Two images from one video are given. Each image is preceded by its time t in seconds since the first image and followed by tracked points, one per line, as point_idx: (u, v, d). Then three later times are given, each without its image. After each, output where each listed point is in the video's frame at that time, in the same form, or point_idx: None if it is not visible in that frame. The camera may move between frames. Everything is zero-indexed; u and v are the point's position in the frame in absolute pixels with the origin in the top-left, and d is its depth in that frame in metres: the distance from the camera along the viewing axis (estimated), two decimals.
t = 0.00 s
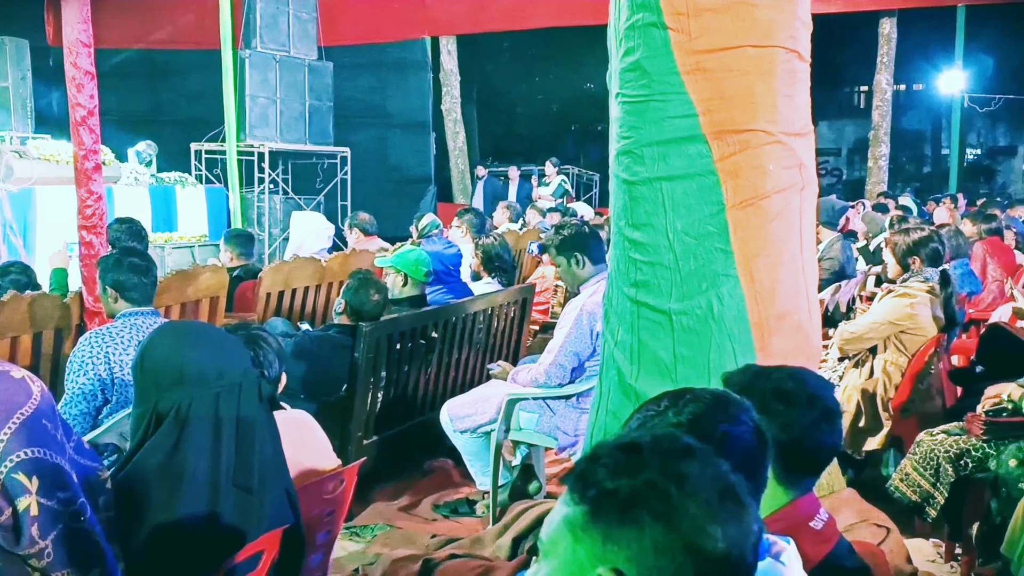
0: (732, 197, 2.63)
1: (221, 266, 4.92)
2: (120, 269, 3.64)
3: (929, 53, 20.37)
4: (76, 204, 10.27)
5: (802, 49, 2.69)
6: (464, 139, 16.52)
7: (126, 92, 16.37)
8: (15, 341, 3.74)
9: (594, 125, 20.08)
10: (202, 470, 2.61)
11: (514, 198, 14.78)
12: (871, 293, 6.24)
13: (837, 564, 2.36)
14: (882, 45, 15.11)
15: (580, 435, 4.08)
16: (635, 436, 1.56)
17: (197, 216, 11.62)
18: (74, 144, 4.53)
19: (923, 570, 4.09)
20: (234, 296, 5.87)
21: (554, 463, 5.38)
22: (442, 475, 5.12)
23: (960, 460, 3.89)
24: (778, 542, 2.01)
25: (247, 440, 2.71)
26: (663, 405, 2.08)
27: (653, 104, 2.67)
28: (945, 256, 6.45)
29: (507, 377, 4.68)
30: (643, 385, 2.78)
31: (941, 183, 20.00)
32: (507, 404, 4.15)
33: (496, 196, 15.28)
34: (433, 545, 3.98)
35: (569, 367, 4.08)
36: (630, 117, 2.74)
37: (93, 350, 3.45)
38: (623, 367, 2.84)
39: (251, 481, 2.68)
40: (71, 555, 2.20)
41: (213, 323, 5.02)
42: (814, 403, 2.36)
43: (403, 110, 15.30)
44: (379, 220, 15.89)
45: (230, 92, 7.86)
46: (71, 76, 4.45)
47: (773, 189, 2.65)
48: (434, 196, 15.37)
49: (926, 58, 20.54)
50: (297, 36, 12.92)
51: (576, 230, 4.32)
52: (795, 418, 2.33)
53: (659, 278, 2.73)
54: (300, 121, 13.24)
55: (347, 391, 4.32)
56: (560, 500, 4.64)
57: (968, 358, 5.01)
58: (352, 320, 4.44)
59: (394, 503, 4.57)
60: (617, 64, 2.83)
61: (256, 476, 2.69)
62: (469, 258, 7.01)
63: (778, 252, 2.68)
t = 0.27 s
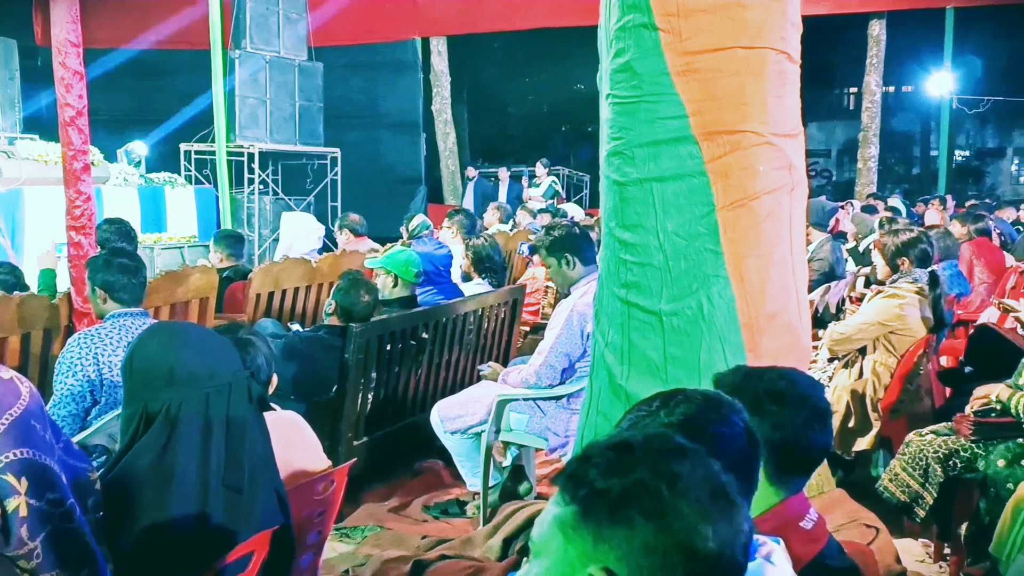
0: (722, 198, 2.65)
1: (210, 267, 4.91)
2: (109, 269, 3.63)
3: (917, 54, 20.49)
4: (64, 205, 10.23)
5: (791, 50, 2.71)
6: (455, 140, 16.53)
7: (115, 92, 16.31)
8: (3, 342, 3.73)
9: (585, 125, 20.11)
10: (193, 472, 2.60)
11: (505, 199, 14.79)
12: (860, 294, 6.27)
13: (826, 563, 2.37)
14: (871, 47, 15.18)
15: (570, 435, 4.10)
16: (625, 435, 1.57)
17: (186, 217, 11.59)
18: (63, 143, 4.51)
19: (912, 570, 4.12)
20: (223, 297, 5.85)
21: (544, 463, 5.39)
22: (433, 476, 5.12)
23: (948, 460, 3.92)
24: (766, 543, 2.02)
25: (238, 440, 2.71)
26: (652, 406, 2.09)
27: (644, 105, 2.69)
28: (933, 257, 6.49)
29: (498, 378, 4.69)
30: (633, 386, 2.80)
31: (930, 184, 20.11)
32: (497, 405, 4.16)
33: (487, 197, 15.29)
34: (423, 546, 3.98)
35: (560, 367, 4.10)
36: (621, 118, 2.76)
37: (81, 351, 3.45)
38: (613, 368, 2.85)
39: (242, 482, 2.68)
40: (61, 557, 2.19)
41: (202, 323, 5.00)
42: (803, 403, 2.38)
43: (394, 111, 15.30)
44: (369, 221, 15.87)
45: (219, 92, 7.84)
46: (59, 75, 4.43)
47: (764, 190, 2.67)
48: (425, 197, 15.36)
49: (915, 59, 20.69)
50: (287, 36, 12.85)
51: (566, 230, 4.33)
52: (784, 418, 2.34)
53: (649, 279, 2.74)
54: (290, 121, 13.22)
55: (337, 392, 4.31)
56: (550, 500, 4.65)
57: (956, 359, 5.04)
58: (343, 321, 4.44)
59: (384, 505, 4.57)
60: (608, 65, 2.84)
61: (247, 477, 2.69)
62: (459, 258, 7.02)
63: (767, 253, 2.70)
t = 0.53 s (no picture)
0: (719, 197, 2.65)
1: (205, 267, 4.90)
2: (104, 270, 3.62)
3: (912, 55, 20.53)
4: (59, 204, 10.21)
5: (788, 50, 2.70)
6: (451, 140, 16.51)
7: (110, 93, 16.28)
8: None
9: (581, 126, 20.11)
10: (189, 472, 2.59)
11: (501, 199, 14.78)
12: (855, 294, 6.27)
13: (823, 563, 2.37)
14: (867, 47, 15.19)
15: (567, 436, 4.06)
16: (623, 435, 1.56)
17: (182, 217, 11.57)
18: (58, 143, 4.50)
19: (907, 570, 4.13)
20: (219, 297, 5.84)
21: (541, 463, 5.39)
22: (430, 476, 5.12)
23: (944, 459, 3.93)
24: (764, 542, 2.02)
25: (234, 440, 2.70)
26: (649, 406, 2.09)
27: (641, 105, 2.69)
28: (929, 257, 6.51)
29: (494, 379, 4.68)
30: (631, 385, 2.79)
31: (925, 184, 20.14)
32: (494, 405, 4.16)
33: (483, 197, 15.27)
34: (420, 546, 3.98)
35: (556, 367, 4.11)
36: (618, 117, 2.76)
37: (77, 351, 3.44)
38: (610, 367, 2.85)
39: (238, 482, 2.67)
40: (57, 557, 2.18)
41: (198, 323, 4.99)
42: (799, 402, 2.38)
43: (389, 110, 15.28)
44: (365, 221, 15.85)
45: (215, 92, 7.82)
46: (55, 75, 4.43)
47: (760, 190, 2.67)
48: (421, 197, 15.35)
49: (910, 60, 20.71)
50: (282, 35, 12.83)
51: (563, 230, 4.33)
52: (781, 418, 2.34)
53: (646, 278, 2.74)
54: (286, 121, 13.20)
55: (333, 391, 4.31)
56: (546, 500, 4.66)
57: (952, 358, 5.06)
58: (341, 320, 4.43)
59: (381, 505, 4.57)
60: (605, 65, 2.84)
61: (244, 477, 2.68)
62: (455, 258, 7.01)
63: (764, 252, 2.70)
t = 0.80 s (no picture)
0: (722, 192, 2.64)
1: (208, 262, 4.91)
2: (107, 264, 3.61)
3: (915, 49, 20.48)
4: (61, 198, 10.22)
5: (791, 44, 2.69)
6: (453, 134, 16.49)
7: (112, 87, 16.27)
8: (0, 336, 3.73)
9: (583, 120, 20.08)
10: (191, 466, 2.59)
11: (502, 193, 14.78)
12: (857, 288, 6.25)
13: (825, 556, 2.37)
14: (869, 41, 15.14)
15: (569, 430, 4.10)
16: (626, 430, 1.56)
17: (184, 211, 11.58)
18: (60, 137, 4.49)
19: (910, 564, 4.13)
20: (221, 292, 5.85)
21: (543, 457, 5.40)
22: (432, 470, 5.13)
23: (948, 453, 3.93)
24: (766, 535, 2.03)
25: (237, 435, 2.70)
26: (651, 400, 2.08)
27: (643, 99, 2.68)
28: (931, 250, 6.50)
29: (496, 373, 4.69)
30: (633, 379, 2.79)
31: (927, 179, 20.11)
32: (497, 400, 4.16)
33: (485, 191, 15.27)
34: (422, 540, 3.99)
35: (559, 361, 4.12)
36: (621, 111, 2.75)
37: (80, 345, 3.45)
38: (612, 361, 2.85)
39: (241, 476, 2.67)
40: (60, 551, 2.19)
41: (201, 317, 5.00)
42: (802, 396, 2.37)
43: (391, 104, 15.26)
44: (367, 215, 15.85)
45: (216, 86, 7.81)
46: (56, 69, 4.42)
47: (763, 184, 2.66)
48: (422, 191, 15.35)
49: (912, 55, 20.68)
50: (283, 30, 12.86)
51: (566, 224, 4.32)
52: (783, 411, 2.34)
53: (649, 272, 2.73)
54: (288, 116, 13.20)
55: (335, 385, 4.32)
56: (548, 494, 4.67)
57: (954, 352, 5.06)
58: (343, 315, 4.43)
59: (383, 498, 4.59)
60: (607, 58, 2.83)
61: (246, 471, 2.69)
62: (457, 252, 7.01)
63: (767, 246, 2.69)
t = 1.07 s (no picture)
0: (735, 191, 2.62)
1: (221, 261, 4.92)
2: (121, 263, 3.62)
3: (929, 47, 20.32)
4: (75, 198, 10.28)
5: (805, 42, 2.67)
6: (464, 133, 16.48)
7: (125, 87, 16.33)
8: (16, 336, 3.76)
9: (594, 119, 20.03)
10: (204, 465, 2.59)
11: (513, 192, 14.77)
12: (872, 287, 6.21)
13: (840, 557, 2.35)
14: (883, 39, 15.02)
15: (581, 429, 4.08)
16: (642, 428, 1.54)
17: (196, 210, 11.62)
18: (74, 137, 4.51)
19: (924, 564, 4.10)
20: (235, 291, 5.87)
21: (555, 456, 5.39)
22: (445, 469, 5.13)
23: (962, 454, 3.86)
24: (782, 535, 2.01)
25: (250, 434, 2.70)
26: (664, 401, 2.07)
27: (657, 97, 2.66)
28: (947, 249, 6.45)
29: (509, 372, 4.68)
30: (647, 379, 2.77)
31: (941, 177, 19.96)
32: (508, 399, 4.14)
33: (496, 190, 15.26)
34: (434, 539, 3.99)
35: (571, 361, 4.11)
36: (634, 110, 2.73)
37: (94, 344, 3.46)
38: (625, 360, 2.83)
39: (253, 476, 2.67)
40: (75, 549, 2.19)
41: (214, 317, 5.01)
42: (816, 396, 2.35)
43: (403, 104, 15.26)
44: (378, 214, 15.87)
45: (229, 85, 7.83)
46: (71, 69, 4.43)
47: (777, 183, 2.64)
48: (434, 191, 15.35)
49: (926, 53, 20.54)
50: (296, 29, 12.89)
51: (579, 223, 4.30)
52: (798, 412, 2.32)
53: (662, 271, 2.72)
54: (300, 115, 13.22)
55: (348, 384, 4.32)
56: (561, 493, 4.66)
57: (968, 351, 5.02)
58: (355, 315, 4.42)
59: (395, 498, 4.59)
60: (621, 57, 2.81)
61: (258, 471, 2.69)
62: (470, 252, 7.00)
63: (781, 245, 2.67)
